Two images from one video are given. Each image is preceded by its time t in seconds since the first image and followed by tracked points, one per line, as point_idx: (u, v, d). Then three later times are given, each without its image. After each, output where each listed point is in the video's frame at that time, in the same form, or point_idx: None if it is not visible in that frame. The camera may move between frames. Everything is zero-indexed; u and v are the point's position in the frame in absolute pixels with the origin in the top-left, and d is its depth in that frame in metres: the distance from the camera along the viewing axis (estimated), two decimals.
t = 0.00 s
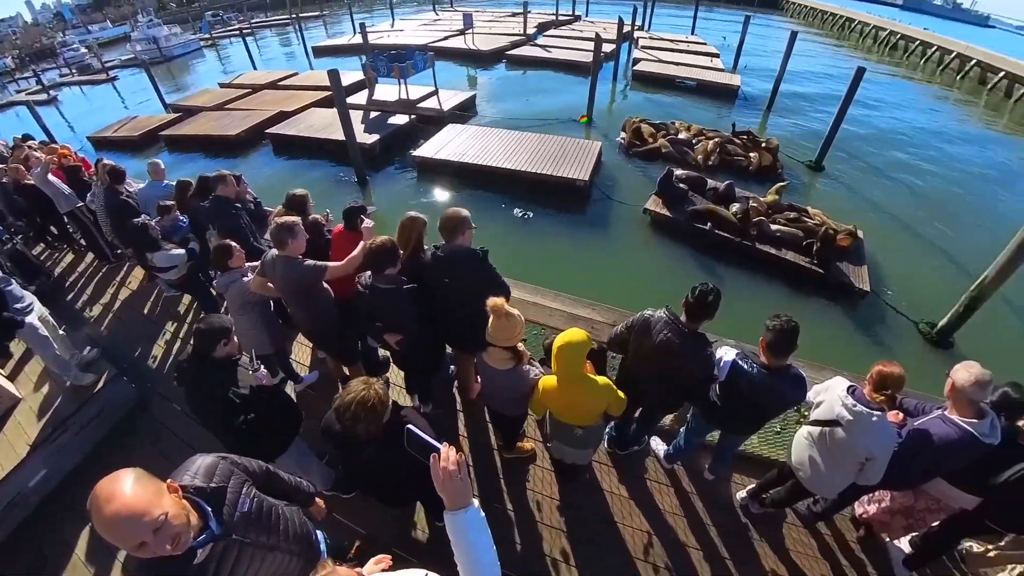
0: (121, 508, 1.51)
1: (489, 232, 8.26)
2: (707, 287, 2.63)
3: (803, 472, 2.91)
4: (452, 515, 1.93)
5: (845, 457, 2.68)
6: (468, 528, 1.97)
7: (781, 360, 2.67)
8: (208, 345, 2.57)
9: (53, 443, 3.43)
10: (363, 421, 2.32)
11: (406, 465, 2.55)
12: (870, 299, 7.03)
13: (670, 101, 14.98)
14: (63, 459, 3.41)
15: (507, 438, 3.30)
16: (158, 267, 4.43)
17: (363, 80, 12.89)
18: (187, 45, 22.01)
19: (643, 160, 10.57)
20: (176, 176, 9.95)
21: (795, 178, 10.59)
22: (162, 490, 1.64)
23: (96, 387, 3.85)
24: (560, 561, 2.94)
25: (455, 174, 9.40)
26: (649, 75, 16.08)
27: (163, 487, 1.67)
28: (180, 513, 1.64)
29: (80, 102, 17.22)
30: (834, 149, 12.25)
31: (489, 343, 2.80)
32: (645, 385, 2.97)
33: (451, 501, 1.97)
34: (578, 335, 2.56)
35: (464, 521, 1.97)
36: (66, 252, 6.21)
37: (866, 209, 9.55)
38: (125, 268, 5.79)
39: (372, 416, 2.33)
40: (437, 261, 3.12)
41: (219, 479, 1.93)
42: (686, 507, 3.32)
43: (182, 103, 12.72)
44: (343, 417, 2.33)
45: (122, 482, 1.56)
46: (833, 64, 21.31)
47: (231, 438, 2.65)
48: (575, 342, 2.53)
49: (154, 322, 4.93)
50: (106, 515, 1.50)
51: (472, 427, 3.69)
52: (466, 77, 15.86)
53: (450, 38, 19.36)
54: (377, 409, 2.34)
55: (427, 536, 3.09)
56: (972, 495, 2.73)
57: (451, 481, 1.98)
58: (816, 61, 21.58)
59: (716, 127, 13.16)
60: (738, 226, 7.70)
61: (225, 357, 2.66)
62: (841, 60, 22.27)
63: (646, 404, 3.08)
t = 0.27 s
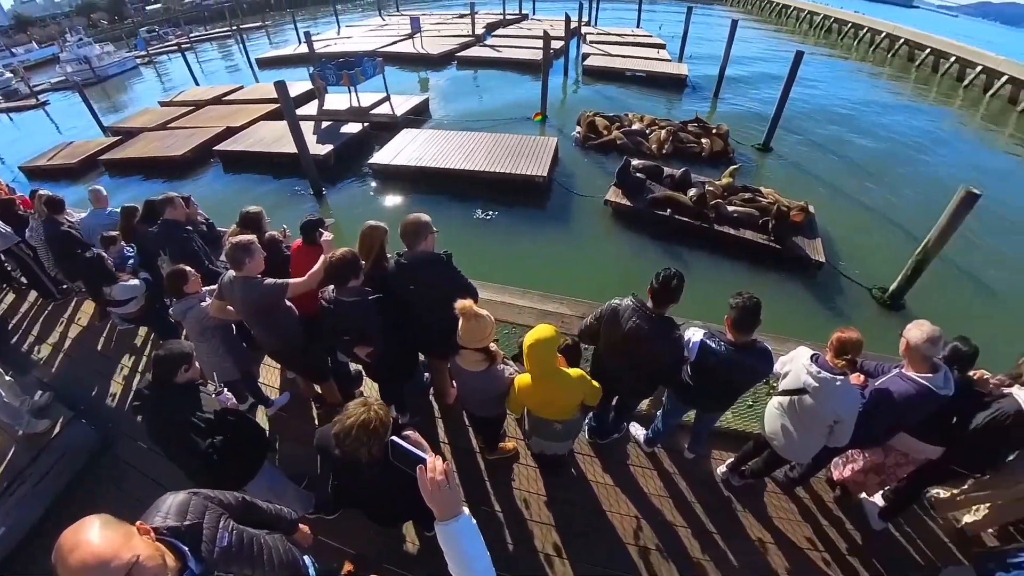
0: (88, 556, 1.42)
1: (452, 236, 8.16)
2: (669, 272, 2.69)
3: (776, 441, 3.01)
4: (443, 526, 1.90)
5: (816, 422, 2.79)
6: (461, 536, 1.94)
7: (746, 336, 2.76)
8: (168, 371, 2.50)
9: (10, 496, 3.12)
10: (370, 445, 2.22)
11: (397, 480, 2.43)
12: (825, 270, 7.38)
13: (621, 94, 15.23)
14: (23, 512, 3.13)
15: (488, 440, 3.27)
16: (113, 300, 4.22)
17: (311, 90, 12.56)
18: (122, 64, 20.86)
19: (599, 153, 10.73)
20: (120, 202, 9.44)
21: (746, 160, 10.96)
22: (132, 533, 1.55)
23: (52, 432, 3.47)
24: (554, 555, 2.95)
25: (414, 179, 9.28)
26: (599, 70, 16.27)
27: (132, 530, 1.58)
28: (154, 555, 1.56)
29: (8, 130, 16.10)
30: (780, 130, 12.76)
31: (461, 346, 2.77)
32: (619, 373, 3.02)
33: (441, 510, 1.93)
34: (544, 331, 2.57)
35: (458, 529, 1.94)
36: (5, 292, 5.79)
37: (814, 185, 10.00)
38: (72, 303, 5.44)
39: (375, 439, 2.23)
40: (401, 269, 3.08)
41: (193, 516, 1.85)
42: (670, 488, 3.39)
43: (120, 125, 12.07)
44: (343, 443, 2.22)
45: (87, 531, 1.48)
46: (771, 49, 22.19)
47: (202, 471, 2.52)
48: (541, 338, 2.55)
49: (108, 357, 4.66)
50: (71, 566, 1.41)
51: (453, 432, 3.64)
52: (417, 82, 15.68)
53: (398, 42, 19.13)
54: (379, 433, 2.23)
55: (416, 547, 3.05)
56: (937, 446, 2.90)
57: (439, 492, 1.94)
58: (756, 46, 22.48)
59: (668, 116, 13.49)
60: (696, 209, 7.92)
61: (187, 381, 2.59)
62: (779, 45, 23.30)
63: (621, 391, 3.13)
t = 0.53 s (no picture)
0: None
1: (418, 242, 8.03)
2: (637, 261, 2.72)
3: (753, 417, 3.10)
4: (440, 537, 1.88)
5: (789, 395, 2.88)
6: (458, 544, 1.92)
7: (716, 317, 2.82)
8: (130, 406, 2.37)
9: None
10: (360, 460, 2.14)
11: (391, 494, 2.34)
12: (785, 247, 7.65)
13: (577, 89, 15.38)
14: None
15: (472, 443, 3.25)
16: (73, 334, 3.96)
17: (263, 102, 12.20)
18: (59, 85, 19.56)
19: (561, 148, 10.81)
20: (65, 231, 8.96)
21: (703, 146, 11.24)
22: None
23: (10, 481, 3.26)
24: (548, 551, 2.95)
25: (376, 187, 9.13)
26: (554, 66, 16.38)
27: None
28: None
29: None
30: (734, 115, 13.16)
31: (436, 351, 2.73)
32: (596, 364, 3.04)
33: (435, 521, 1.91)
34: (526, 330, 2.54)
35: (454, 538, 1.92)
36: None
37: (769, 166, 10.36)
38: (21, 342, 5.12)
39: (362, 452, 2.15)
40: (371, 279, 3.02)
41: (171, 556, 1.77)
42: (655, 472, 3.44)
43: (59, 150, 11.42)
44: (336, 468, 2.15)
45: None
46: (719, 38, 22.85)
47: (176, 507, 2.42)
48: (523, 336, 2.51)
49: (66, 395, 4.41)
50: None
51: (436, 439, 3.60)
52: (373, 88, 15.43)
53: (351, 49, 18.79)
54: (367, 448, 2.16)
55: (408, 559, 3.00)
56: (904, 407, 3.07)
57: (432, 503, 1.93)
58: (704, 36, 23.11)
59: (626, 108, 13.73)
60: (659, 197, 8.10)
61: (152, 416, 2.46)
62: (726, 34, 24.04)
63: (599, 382, 3.15)
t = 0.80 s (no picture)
0: None
1: (382, 253, 7.87)
2: (600, 253, 2.76)
3: (726, 395, 3.18)
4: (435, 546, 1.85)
5: (758, 370, 2.98)
6: (457, 549, 1.89)
7: (681, 302, 2.89)
8: (93, 452, 2.18)
9: None
10: (324, 481, 1.97)
11: (375, 501, 2.18)
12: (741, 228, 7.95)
13: (529, 88, 15.48)
14: None
15: (454, 450, 3.21)
16: (13, 384, 3.56)
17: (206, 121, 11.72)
18: None
19: (518, 147, 10.87)
20: None
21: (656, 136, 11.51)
22: None
23: None
24: (542, 549, 2.96)
25: (334, 199, 8.92)
26: (505, 66, 16.41)
27: None
28: None
29: None
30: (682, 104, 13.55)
31: (410, 360, 2.69)
32: (571, 359, 3.07)
33: (430, 531, 1.88)
34: (502, 331, 2.52)
35: (452, 544, 1.89)
36: None
37: (719, 151, 10.71)
38: None
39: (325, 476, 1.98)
40: (338, 294, 2.96)
41: None
42: (638, 458, 3.50)
43: None
44: (301, 498, 1.99)
45: None
46: (662, 31, 23.48)
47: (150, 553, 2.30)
48: (500, 337, 2.50)
49: (15, 448, 4.10)
50: None
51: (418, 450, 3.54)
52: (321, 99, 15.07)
53: (295, 60, 18.32)
54: (333, 467, 2.01)
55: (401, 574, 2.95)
56: (866, 370, 3.23)
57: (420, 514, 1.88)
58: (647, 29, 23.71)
59: (578, 104, 13.93)
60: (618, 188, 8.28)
61: (117, 463, 2.27)
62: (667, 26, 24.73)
63: (576, 376, 3.18)
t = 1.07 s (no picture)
0: None
1: (348, 267, 7.71)
2: (565, 250, 2.78)
3: (699, 378, 3.23)
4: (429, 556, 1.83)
5: (727, 351, 3.05)
6: (449, 560, 1.85)
7: (648, 291, 2.93)
8: (59, 507, 2.10)
9: None
10: (291, 514, 1.90)
11: (355, 519, 2.07)
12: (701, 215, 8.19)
13: (484, 90, 15.49)
14: None
15: (437, 461, 3.17)
16: None
17: (151, 143, 11.20)
18: None
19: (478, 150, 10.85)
20: None
21: (613, 131, 11.71)
22: None
23: None
24: (534, 550, 2.96)
25: (294, 216, 8.68)
26: (459, 70, 16.36)
27: None
28: None
29: None
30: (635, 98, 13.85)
31: (385, 374, 2.65)
32: (545, 357, 3.09)
33: (421, 544, 1.85)
34: (476, 336, 2.51)
35: (445, 555, 1.86)
36: None
37: (675, 142, 10.99)
38: None
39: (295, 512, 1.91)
40: (301, 314, 2.90)
41: None
42: (620, 450, 3.55)
43: None
44: (271, 536, 1.92)
45: None
46: (611, 28, 23.93)
47: None
48: (476, 343, 2.48)
49: None
50: None
51: (400, 465, 3.48)
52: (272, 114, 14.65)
53: (242, 74, 17.77)
54: (296, 498, 1.94)
55: None
56: (827, 342, 3.37)
57: (410, 525, 1.86)
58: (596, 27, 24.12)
59: (534, 104, 14.04)
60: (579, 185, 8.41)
61: (86, 515, 2.19)
62: (615, 23, 25.23)
63: (552, 374, 3.20)
